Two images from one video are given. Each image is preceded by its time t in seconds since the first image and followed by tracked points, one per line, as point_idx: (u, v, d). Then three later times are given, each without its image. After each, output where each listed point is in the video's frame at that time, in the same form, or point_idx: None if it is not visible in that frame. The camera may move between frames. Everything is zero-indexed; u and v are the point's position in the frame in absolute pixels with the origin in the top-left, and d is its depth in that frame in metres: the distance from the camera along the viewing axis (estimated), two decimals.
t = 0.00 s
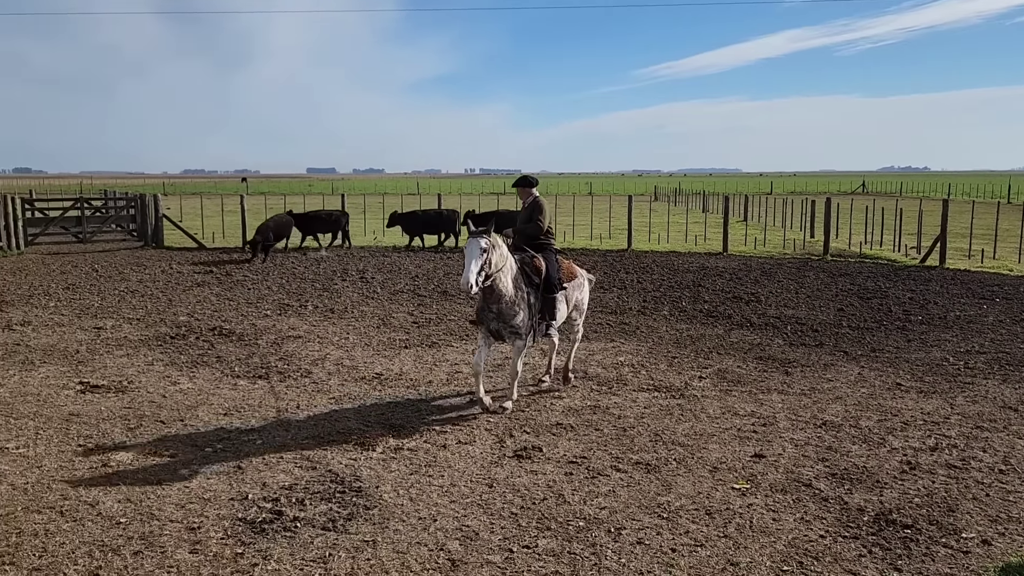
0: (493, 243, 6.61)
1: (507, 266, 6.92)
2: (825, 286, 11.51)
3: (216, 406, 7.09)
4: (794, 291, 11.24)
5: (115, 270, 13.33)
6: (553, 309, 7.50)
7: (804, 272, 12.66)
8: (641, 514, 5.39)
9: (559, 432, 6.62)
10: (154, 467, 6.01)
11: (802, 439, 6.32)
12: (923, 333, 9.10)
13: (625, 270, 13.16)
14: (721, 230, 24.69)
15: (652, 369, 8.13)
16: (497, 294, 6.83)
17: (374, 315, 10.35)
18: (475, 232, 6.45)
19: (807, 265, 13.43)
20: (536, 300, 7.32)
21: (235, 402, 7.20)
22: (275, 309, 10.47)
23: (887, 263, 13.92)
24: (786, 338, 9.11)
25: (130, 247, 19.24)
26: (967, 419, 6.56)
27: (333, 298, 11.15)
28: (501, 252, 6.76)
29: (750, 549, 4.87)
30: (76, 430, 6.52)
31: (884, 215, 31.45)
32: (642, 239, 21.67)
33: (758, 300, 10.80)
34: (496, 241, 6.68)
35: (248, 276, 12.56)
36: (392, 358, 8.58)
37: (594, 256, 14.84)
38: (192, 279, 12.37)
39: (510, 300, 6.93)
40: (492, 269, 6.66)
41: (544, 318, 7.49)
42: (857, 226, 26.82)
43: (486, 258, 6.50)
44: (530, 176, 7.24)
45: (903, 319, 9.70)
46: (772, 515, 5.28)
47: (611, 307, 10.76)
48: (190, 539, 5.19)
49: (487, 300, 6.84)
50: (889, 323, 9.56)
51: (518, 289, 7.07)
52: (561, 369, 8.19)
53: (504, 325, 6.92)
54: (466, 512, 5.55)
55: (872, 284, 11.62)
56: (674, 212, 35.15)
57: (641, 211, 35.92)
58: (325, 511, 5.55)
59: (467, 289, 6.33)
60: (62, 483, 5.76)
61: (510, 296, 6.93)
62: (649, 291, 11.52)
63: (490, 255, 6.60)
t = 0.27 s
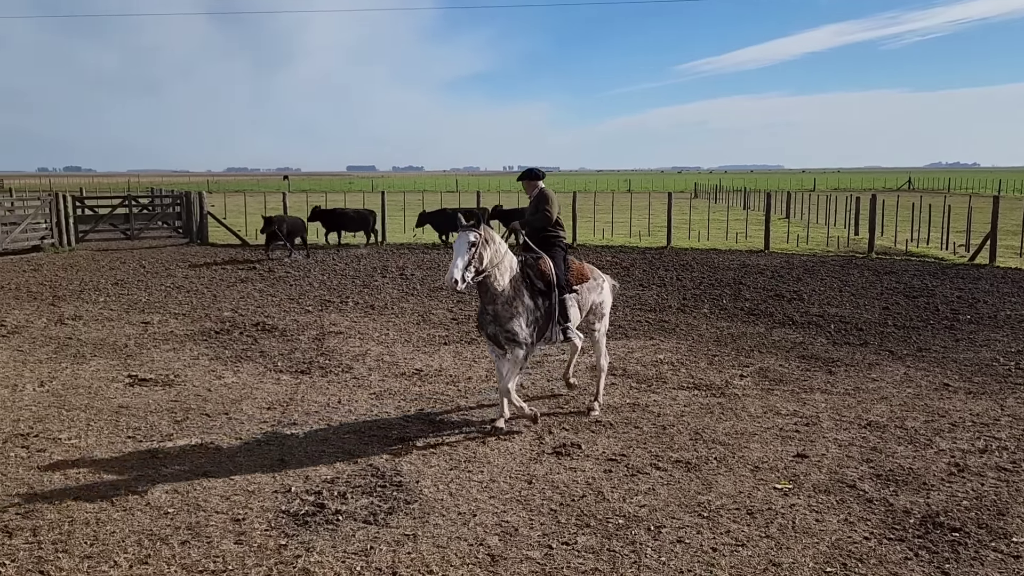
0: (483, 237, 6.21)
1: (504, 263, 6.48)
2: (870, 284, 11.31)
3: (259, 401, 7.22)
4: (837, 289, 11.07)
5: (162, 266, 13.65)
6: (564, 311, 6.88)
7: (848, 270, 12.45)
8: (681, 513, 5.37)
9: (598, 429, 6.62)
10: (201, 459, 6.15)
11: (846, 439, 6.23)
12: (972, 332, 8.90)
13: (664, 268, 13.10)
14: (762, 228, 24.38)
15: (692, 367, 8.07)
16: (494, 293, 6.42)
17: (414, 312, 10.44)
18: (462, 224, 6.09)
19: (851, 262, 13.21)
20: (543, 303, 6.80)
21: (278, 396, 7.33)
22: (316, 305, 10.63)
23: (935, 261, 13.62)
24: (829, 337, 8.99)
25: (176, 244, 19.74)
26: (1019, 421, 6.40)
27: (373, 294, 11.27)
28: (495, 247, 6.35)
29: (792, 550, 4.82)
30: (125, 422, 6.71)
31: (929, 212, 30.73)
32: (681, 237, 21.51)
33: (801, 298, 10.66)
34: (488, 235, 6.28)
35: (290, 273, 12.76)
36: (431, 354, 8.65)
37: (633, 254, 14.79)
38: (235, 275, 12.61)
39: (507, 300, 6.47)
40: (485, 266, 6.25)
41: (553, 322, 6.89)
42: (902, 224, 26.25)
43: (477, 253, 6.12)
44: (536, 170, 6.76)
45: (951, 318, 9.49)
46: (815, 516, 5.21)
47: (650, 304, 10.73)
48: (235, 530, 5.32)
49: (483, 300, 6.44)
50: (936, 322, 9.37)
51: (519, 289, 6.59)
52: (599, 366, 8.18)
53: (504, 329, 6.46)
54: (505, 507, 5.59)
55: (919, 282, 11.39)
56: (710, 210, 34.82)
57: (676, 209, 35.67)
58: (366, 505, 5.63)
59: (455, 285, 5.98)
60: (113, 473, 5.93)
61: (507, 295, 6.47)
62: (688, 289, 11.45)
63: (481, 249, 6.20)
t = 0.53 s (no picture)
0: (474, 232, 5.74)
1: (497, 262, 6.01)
2: (924, 285, 11.05)
3: (307, 396, 7.35)
4: (889, 290, 10.85)
5: (213, 263, 13.99)
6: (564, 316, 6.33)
7: (900, 270, 12.20)
8: (728, 514, 5.32)
9: (643, 429, 6.60)
10: (251, 453, 6.29)
11: (897, 443, 6.12)
12: None
13: (710, 267, 12.99)
14: (810, 226, 23.99)
15: (738, 367, 8.00)
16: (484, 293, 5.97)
17: (459, 309, 10.54)
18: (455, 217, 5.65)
19: (904, 262, 12.92)
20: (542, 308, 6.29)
21: (326, 392, 7.45)
22: (362, 302, 10.78)
23: (992, 261, 13.25)
24: (879, 338, 8.82)
25: (225, 242, 20.28)
26: None
27: (419, 292, 11.39)
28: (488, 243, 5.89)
29: (842, 554, 4.75)
30: (178, 415, 6.90)
31: (983, 211, 29.86)
32: (726, 236, 21.29)
33: (850, 299, 10.48)
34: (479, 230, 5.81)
35: (337, 270, 12.97)
36: (476, 351, 8.71)
37: (678, 253, 14.70)
38: (284, 272, 12.87)
39: (499, 303, 6.02)
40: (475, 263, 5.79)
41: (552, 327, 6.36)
42: (954, 222, 25.55)
43: (467, 250, 5.67)
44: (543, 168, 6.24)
45: (1009, 321, 9.23)
46: (865, 520, 5.13)
47: (696, 304, 10.66)
48: (285, 523, 5.44)
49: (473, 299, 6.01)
50: (993, 324, 9.12)
51: (513, 289, 6.12)
52: (644, 365, 8.15)
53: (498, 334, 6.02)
54: (550, 505, 5.61)
55: (974, 283, 11.09)
56: (753, 208, 34.38)
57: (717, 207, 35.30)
58: (412, 501, 5.72)
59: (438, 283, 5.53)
60: (166, 464, 6.10)
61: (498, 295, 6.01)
62: (734, 289, 11.34)
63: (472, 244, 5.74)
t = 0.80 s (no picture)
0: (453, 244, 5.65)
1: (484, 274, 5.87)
2: (986, 287, 10.72)
3: (359, 392, 7.50)
4: (948, 291, 10.56)
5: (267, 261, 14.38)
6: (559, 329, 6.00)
7: (960, 271, 11.85)
8: (779, 517, 5.26)
9: (693, 430, 6.56)
10: (304, 447, 6.46)
11: (958, 448, 5.97)
12: None
13: (760, 266, 12.84)
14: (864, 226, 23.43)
15: (790, 369, 7.88)
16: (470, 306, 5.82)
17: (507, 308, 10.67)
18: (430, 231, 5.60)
19: (965, 263, 12.55)
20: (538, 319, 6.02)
21: (376, 388, 7.59)
22: (412, 300, 10.97)
23: None
24: (938, 340, 8.60)
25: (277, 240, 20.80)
26: None
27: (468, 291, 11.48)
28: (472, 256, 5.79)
29: (899, 560, 4.65)
30: (234, 409, 7.12)
31: None
32: (777, 235, 20.94)
33: (908, 300, 10.24)
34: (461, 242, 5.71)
35: (387, 268, 13.22)
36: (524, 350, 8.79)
37: (728, 252, 14.54)
38: (334, 270, 13.13)
39: (490, 316, 5.86)
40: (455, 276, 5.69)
41: (548, 341, 6.05)
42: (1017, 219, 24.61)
43: (449, 261, 5.62)
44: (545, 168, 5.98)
45: None
46: (923, 526, 5.01)
47: (746, 304, 10.54)
48: (336, 517, 5.59)
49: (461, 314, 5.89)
50: None
51: (502, 302, 5.92)
52: (693, 366, 8.10)
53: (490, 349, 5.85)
54: (598, 504, 5.62)
55: None
56: (801, 207, 33.78)
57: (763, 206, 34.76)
58: (461, 497, 5.81)
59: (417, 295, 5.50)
60: (223, 457, 6.31)
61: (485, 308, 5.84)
62: (785, 289, 11.19)
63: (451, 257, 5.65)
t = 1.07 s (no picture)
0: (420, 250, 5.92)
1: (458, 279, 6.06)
2: None
3: (408, 387, 7.62)
4: (1011, 292, 10.23)
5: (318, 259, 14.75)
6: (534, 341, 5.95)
7: None
8: (833, 521, 5.19)
9: (743, 430, 6.50)
10: (355, 441, 6.61)
11: (1021, 454, 5.79)
12: None
13: (813, 265, 12.64)
14: (922, 224, 22.76)
15: (844, 370, 7.74)
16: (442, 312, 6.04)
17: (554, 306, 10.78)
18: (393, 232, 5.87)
19: None
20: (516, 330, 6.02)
21: (425, 384, 7.71)
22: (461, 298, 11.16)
23: None
24: (1001, 343, 8.34)
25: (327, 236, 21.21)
26: None
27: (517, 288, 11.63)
28: (444, 262, 6.02)
29: (958, 567, 4.55)
30: (286, 402, 7.30)
31: None
32: (830, 234, 20.51)
33: (968, 300, 9.96)
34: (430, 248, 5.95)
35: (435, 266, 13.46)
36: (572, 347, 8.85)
37: (779, 250, 14.32)
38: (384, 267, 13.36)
39: (461, 323, 6.04)
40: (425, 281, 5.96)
41: (526, 350, 6.04)
42: None
43: (414, 266, 5.87)
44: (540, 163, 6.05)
45: None
46: (983, 533, 4.89)
47: (798, 303, 10.38)
48: (387, 510, 5.72)
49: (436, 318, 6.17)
50: None
51: (475, 309, 6.05)
52: (743, 365, 8.02)
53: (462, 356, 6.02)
54: (647, 504, 5.62)
55: None
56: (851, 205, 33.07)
57: (810, 203, 34.11)
58: (509, 493, 5.88)
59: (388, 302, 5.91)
60: (276, 449, 6.49)
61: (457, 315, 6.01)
62: (838, 289, 10.99)
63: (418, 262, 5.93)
